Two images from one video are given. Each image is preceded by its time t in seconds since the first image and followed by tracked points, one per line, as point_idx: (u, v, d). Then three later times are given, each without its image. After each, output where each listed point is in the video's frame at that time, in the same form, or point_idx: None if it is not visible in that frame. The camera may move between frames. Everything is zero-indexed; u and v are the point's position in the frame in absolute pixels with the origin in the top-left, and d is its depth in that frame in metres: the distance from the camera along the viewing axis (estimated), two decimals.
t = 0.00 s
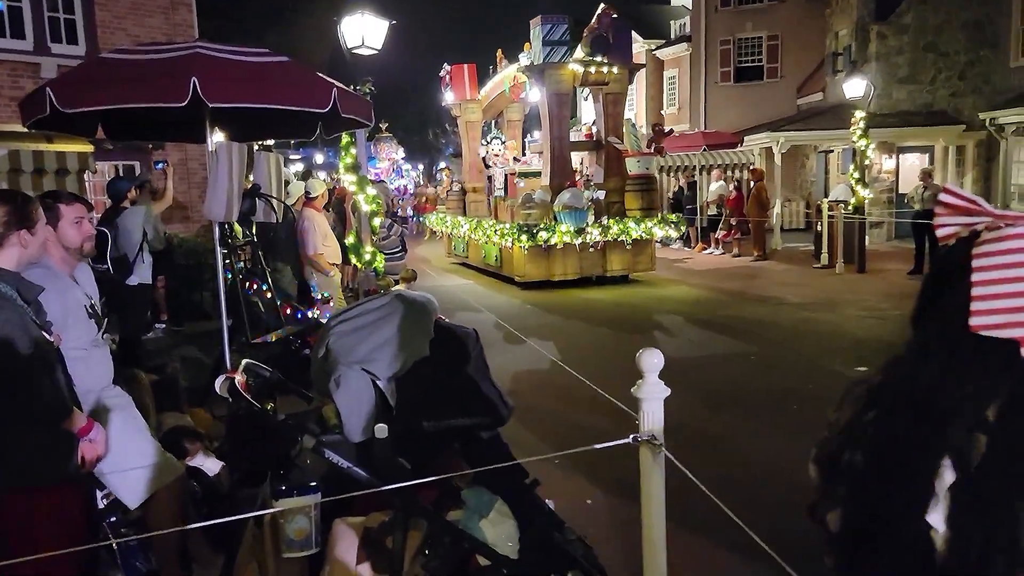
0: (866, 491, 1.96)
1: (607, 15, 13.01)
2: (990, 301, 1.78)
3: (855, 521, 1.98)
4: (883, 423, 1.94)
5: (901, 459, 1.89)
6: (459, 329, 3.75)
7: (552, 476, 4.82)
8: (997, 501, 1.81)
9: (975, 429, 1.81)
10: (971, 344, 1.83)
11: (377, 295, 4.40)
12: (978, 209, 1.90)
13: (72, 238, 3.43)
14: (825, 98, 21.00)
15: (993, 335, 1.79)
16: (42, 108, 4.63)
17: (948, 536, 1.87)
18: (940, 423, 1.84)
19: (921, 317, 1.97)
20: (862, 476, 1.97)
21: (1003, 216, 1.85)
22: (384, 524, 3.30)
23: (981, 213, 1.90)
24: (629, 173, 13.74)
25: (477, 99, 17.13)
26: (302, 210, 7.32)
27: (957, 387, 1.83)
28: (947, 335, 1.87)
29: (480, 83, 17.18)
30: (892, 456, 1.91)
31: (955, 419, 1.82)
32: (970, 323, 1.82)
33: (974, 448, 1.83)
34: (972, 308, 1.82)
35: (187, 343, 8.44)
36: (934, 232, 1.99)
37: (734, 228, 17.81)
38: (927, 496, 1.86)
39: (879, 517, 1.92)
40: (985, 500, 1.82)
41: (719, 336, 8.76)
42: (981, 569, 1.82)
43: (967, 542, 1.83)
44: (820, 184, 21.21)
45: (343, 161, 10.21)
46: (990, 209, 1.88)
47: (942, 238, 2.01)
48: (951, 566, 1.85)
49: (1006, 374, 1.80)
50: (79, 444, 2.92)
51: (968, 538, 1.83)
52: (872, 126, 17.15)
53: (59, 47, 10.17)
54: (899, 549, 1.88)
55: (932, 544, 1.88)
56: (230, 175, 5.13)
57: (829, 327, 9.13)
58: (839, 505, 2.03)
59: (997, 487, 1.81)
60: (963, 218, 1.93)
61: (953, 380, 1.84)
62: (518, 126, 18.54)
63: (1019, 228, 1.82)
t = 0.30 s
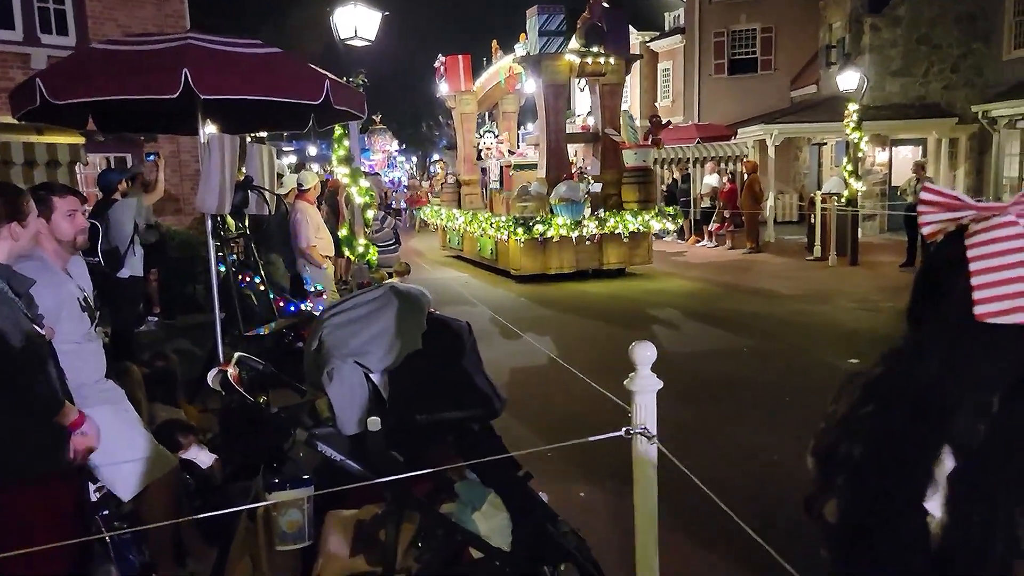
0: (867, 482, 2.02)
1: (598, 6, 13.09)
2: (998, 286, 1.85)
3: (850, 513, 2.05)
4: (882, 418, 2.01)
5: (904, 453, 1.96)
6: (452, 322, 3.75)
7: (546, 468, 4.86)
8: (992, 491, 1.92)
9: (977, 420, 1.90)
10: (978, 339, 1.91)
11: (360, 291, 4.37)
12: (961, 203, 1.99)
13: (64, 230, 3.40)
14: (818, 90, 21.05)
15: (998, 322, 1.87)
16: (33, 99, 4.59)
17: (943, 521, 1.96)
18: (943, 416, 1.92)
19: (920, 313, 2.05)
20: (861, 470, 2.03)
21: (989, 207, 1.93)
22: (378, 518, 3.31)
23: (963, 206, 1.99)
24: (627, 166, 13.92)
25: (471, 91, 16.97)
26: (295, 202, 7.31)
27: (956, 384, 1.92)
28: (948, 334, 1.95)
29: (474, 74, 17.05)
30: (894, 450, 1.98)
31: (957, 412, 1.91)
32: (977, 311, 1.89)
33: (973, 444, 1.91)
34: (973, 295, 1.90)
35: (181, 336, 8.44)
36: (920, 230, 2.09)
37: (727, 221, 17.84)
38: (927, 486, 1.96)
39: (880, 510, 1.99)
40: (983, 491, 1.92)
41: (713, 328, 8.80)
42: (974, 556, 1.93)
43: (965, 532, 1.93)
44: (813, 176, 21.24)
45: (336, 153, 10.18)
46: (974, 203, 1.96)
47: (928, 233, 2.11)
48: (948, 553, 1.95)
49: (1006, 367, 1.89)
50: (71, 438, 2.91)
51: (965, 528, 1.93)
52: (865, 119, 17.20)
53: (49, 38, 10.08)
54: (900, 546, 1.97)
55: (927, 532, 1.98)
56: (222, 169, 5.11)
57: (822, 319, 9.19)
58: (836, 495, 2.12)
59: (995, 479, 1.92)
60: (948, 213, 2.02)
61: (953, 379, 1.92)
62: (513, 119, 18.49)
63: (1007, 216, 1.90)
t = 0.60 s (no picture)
0: (885, 475, 2.25)
1: None
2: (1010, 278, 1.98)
3: (868, 502, 2.30)
4: (897, 415, 2.23)
5: (925, 445, 2.16)
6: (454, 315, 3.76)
7: (548, 460, 4.90)
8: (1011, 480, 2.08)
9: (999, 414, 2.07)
10: (1001, 330, 2.04)
11: (363, 285, 4.34)
12: (977, 197, 2.10)
13: (69, 220, 3.39)
14: (820, 83, 21.04)
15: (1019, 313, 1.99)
16: (36, 91, 4.58)
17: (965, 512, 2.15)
18: (969, 408, 2.09)
19: (939, 300, 2.18)
20: (874, 464, 2.29)
21: (1005, 201, 2.05)
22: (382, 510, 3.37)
23: (979, 199, 2.09)
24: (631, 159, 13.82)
25: (473, 83, 16.94)
26: (296, 194, 7.28)
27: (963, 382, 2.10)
28: (968, 321, 2.09)
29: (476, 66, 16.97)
30: (914, 447, 2.18)
31: (980, 404, 2.08)
32: (997, 303, 2.02)
33: (994, 437, 2.08)
34: (995, 289, 2.02)
35: (184, 328, 8.46)
36: (936, 223, 2.18)
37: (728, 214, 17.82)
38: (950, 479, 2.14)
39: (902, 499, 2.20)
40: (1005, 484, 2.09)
41: (714, 323, 8.82)
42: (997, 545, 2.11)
43: (987, 522, 2.12)
44: (815, 169, 21.20)
45: (337, 146, 10.19)
46: (988, 199, 2.07)
47: (942, 228, 2.20)
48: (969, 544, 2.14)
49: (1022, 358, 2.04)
50: (76, 429, 2.93)
51: (990, 518, 2.11)
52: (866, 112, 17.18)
53: (51, 30, 10.05)
54: (902, 544, 2.19)
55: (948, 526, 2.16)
56: (225, 160, 5.11)
57: (824, 313, 9.21)
58: (850, 489, 2.38)
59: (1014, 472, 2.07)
60: (963, 206, 2.12)
61: (966, 374, 2.09)
62: (516, 111, 18.44)
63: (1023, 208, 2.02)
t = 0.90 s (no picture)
0: (878, 479, 2.11)
1: None
2: (1001, 277, 1.88)
3: (861, 506, 2.17)
4: (885, 418, 2.07)
5: (919, 447, 2.03)
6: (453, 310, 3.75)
7: (546, 455, 4.92)
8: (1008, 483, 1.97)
9: (996, 414, 1.94)
10: (991, 331, 1.91)
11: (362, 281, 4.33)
12: (962, 193, 2.01)
13: (68, 216, 3.39)
14: (822, 76, 20.99)
15: (1004, 313, 1.89)
16: (35, 85, 4.57)
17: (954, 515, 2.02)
18: (966, 409, 1.96)
19: (922, 304, 2.03)
20: (866, 468, 2.14)
21: (990, 199, 1.96)
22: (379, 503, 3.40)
23: (965, 197, 2.01)
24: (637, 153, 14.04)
25: (476, 76, 17.15)
26: (297, 188, 7.28)
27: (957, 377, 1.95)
28: (959, 323, 1.94)
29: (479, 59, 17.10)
30: (907, 451, 2.05)
31: (977, 404, 1.95)
32: (981, 303, 1.90)
33: (992, 439, 1.95)
34: (980, 287, 1.91)
35: (184, 322, 8.49)
36: (922, 220, 2.10)
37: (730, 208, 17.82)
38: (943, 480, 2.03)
39: (899, 504, 2.08)
40: (1003, 486, 1.97)
41: (715, 318, 8.82)
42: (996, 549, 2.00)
43: (985, 525, 2.01)
44: (817, 162, 21.16)
45: (337, 140, 10.16)
46: (975, 193, 1.98)
47: (929, 224, 2.12)
48: (968, 548, 2.03)
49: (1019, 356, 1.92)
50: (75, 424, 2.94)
51: (987, 520, 2.00)
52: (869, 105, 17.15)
53: (51, 23, 10.04)
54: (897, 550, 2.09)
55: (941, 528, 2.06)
56: (224, 156, 5.10)
57: (824, 307, 9.20)
58: (843, 493, 2.22)
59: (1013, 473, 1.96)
60: (951, 203, 2.03)
61: (965, 377, 1.95)
62: (518, 104, 18.41)
63: (1009, 207, 1.94)
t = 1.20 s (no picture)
0: (861, 472, 1.97)
1: None
2: (988, 269, 1.74)
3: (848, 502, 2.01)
4: (867, 409, 1.95)
5: (898, 436, 1.89)
6: (452, 303, 3.76)
7: (545, 449, 4.93)
8: (992, 477, 1.79)
9: (980, 403, 1.77)
10: (971, 323, 1.78)
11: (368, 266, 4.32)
12: (949, 184, 1.91)
13: (68, 208, 3.40)
14: (826, 70, 20.92)
15: (987, 304, 1.75)
16: (35, 77, 4.57)
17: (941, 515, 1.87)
18: (948, 397, 1.80)
19: (910, 297, 1.90)
20: (848, 457, 2.00)
21: (978, 189, 1.86)
22: (379, 494, 3.39)
23: (951, 187, 1.91)
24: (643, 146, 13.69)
25: (481, 68, 16.94)
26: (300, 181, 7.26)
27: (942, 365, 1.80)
28: (938, 317, 1.82)
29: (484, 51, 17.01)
30: (890, 442, 1.90)
31: (960, 391, 1.78)
32: (963, 293, 1.78)
33: (975, 427, 1.78)
34: (963, 279, 1.78)
35: (185, 314, 8.50)
36: (908, 211, 1.98)
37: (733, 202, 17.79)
38: (923, 469, 1.87)
39: (887, 495, 1.92)
40: (988, 477, 1.79)
41: (717, 312, 8.80)
42: (976, 542, 1.83)
43: (969, 518, 1.82)
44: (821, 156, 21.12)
45: (340, 133, 10.25)
46: (962, 185, 1.89)
47: (914, 217, 2.01)
48: (949, 540, 1.85)
49: (1006, 346, 1.76)
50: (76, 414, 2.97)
51: (970, 513, 1.82)
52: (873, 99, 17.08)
53: (52, 15, 10.03)
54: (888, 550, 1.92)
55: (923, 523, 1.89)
56: (225, 149, 5.09)
57: (826, 302, 9.18)
58: (826, 485, 2.08)
59: (995, 464, 1.78)
60: (935, 194, 1.93)
61: (950, 367, 1.80)
62: (524, 96, 18.38)
63: (998, 199, 1.83)
